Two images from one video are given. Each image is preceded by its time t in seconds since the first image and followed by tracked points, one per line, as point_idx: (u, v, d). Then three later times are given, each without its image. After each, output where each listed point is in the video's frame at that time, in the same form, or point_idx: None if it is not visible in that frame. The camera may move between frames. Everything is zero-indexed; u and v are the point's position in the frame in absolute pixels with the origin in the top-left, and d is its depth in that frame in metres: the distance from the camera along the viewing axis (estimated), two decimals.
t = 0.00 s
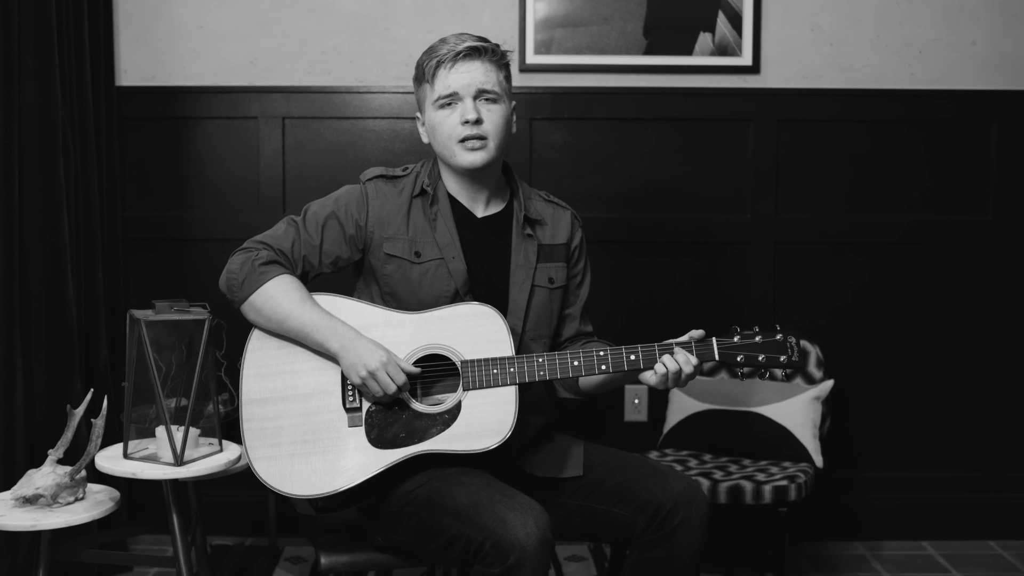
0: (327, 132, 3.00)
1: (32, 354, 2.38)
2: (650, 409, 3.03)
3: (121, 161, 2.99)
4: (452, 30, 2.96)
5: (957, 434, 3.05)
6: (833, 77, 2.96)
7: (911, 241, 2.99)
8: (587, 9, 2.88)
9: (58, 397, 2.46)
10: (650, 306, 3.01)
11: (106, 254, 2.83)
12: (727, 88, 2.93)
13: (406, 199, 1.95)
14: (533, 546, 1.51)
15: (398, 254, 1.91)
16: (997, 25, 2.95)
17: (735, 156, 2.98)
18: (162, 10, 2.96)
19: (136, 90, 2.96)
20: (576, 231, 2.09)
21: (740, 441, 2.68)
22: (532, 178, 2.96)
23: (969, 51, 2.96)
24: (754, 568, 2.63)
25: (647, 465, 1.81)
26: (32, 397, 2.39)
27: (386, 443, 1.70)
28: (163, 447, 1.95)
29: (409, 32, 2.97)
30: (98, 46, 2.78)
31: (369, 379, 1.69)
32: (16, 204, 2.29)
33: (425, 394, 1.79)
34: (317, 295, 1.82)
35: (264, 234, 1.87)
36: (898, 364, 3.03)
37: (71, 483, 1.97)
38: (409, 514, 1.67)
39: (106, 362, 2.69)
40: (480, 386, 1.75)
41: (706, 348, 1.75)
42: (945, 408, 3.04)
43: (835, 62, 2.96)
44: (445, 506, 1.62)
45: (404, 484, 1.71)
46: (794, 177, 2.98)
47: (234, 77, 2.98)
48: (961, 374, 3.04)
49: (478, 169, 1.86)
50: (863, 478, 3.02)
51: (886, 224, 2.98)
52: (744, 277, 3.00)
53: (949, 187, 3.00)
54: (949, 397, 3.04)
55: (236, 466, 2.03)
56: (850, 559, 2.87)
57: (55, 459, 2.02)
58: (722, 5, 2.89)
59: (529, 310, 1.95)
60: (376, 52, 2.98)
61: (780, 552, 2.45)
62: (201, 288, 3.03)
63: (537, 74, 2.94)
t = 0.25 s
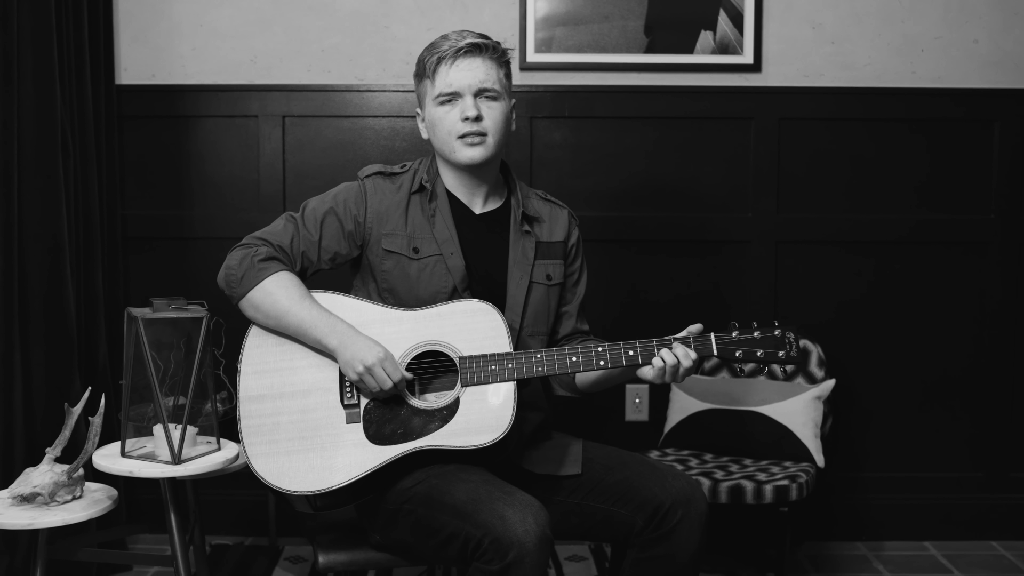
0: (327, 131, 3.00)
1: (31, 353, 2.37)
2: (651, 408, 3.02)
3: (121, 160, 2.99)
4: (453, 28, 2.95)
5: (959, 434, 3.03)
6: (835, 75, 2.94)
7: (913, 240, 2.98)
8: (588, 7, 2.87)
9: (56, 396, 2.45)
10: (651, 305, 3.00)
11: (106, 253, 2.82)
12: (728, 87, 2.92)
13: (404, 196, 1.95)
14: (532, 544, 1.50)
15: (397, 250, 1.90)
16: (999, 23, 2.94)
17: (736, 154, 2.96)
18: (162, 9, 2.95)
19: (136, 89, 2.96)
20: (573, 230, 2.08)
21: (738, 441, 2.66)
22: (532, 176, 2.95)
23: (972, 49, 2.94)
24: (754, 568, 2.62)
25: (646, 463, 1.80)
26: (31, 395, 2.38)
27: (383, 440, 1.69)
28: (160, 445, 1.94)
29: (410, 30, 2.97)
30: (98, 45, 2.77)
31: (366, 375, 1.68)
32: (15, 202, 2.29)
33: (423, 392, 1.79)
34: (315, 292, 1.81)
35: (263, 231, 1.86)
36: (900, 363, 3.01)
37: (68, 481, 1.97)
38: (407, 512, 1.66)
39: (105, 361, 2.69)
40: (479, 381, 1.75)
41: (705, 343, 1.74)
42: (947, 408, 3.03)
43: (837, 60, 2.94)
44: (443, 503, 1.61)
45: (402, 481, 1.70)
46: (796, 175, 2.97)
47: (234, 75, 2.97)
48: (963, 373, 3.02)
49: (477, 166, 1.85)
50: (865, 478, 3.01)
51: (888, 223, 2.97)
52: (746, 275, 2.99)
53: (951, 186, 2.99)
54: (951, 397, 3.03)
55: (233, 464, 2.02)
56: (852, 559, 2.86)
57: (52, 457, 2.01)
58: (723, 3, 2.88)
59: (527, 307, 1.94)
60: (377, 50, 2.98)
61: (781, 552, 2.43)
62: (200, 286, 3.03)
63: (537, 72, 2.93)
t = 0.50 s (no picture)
0: (329, 129, 2.99)
1: (31, 350, 2.37)
2: (654, 407, 3.01)
3: (122, 158, 2.98)
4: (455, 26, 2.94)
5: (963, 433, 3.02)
6: (838, 73, 2.93)
7: (916, 238, 2.96)
8: (590, 5, 2.86)
9: (56, 394, 2.44)
10: (653, 303, 2.98)
11: (107, 251, 2.81)
12: (731, 84, 2.91)
13: (405, 192, 1.94)
14: (534, 541, 1.49)
15: (398, 246, 1.89)
16: (1003, 21, 2.92)
17: (738, 152, 2.95)
18: (163, 6, 2.95)
19: (138, 87, 2.95)
20: (574, 227, 2.07)
21: (738, 440, 2.66)
22: (534, 174, 2.94)
23: (975, 47, 2.93)
24: (758, 567, 2.61)
25: (648, 462, 1.79)
26: (31, 393, 2.37)
27: (384, 436, 1.69)
28: (160, 443, 1.93)
29: (411, 28, 2.96)
30: (99, 43, 2.76)
31: (369, 369, 1.67)
32: (16, 200, 2.28)
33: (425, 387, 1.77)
34: (316, 288, 1.80)
35: (264, 227, 1.85)
36: (903, 362, 3.00)
37: (68, 479, 1.96)
38: (409, 509, 1.65)
39: (106, 359, 2.68)
40: (480, 376, 1.74)
41: (707, 337, 1.74)
42: (950, 407, 3.01)
43: (840, 58, 2.93)
44: (445, 500, 1.60)
45: (404, 479, 1.69)
46: (798, 173, 2.96)
47: (236, 73, 2.97)
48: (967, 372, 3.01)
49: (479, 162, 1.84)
50: (868, 477, 2.99)
51: (891, 221, 2.95)
52: (748, 274, 2.97)
53: (954, 184, 2.97)
54: (954, 396, 3.01)
55: (234, 462, 2.01)
56: (856, 558, 2.84)
57: (52, 455, 2.00)
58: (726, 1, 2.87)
59: (528, 304, 1.93)
60: (378, 48, 2.97)
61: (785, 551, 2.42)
62: (201, 285, 3.02)
63: (539, 70, 2.92)
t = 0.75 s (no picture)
0: (333, 128, 2.97)
1: (34, 350, 2.36)
2: (659, 408, 2.99)
3: (126, 157, 2.97)
4: (460, 25, 2.93)
5: (970, 435, 3.00)
6: (844, 72, 2.91)
7: (923, 239, 2.94)
8: (596, 4, 2.85)
9: (58, 394, 2.43)
10: (659, 304, 2.97)
11: (110, 251, 2.80)
12: (737, 84, 2.89)
13: (411, 192, 1.92)
14: (540, 547, 1.48)
15: (404, 247, 1.88)
16: (1011, 20, 2.90)
17: (744, 152, 2.94)
18: (166, 5, 2.93)
19: (141, 86, 2.94)
20: (582, 229, 2.06)
21: (745, 442, 2.64)
22: (539, 174, 2.93)
23: (983, 46, 2.91)
24: (764, 570, 2.59)
25: (655, 464, 1.78)
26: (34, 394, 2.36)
27: (390, 440, 1.68)
28: (163, 445, 1.92)
29: (416, 27, 2.95)
30: (102, 42, 2.75)
31: (368, 378, 1.66)
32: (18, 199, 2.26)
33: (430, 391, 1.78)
34: (321, 291, 1.78)
35: (268, 228, 1.84)
36: (910, 363, 2.98)
37: (71, 481, 1.95)
38: (414, 513, 1.64)
39: (109, 360, 2.67)
40: (486, 381, 1.73)
41: (716, 343, 1.72)
42: (957, 408, 2.99)
43: (846, 58, 2.91)
44: (450, 505, 1.59)
45: (409, 483, 1.68)
46: (804, 173, 2.94)
47: (239, 72, 2.96)
48: (975, 374, 2.99)
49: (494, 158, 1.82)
50: (874, 479, 2.98)
51: (898, 222, 2.94)
52: (754, 275, 2.96)
53: (961, 184, 2.95)
54: (961, 397, 2.99)
55: (238, 464, 2.00)
56: (862, 561, 2.83)
57: (55, 457, 1.99)
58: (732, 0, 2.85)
59: (533, 307, 1.92)
60: (383, 47, 2.96)
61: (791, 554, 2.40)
62: (205, 285, 3.01)
63: (544, 69, 2.90)
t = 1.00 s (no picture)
0: (338, 128, 2.97)
1: (39, 350, 2.35)
2: (665, 409, 2.98)
3: (130, 156, 2.96)
4: (465, 24, 2.92)
5: (978, 436, 2.98)
6: (851, 72, 2.90)
7: (930, 238, 2.93)
8: (602, 3, 2.84)
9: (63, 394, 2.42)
10: (665, 304, 2.96)
11: (114, 250, 2.79)
12: (743, 84, 2.88)
13: (420, 193, 1.92)
14: (549, 552, 1.47)
15: (411, 249, 1.87)
16: (1019, 20, 2.89)
17: (750, 152, 2.92)
18: (171, 4, 2.93)
19: (146, 85, 2.93)
20: (593, 228, 2.05)
21: (757, 442, 2.62)
22: (545, 174, 2.92)
23: (991, 46, 2.90)
24: (770, 570, 2.58)
25: (663, 464, 1.77)
26: (38, 393, 2.35)
27: (397, 443, 1.66)
28: (169, 445, 1.92)
29: (421, 26, 2.94)
30: (106, 41, 2.75)
31: (379, 378, 1.65)
32: (22, 199, 2.25)
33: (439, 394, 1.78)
34: (328, 291, 1.78)
35: (275, 228, 1.83)
36: (917, 364, 2.97)
37: (76, 481, 1.94)
38: (420, 516, 1.63)
39: (114, 359, 2.66)
40: (494, 384, 1.71)
41: (727, 347, 1.71)
42: (965, 409, 2.98)
43: (853, 57, 2.90)
44: (458, 508, 1.58)
45: (416, 485, 1.67)
46: (811, 173, 2.93)
47: (244, 71, 2.95)
48: (984, 375, 2.97)
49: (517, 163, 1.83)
50: (881, 480, 2.96)
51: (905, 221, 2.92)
52: (760, 275, 2.95)
53: (969, 184, 2.94)
54: (968, 398, 2.98)
55: (244, 464, 1.99)
56: (869, 562, 2.81)
57: (60, 456, 1.99)
58: None
59: (543, 309, 1.91)
60: (388, 46, 2.95)
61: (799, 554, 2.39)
62: (209, 284, 3.00)
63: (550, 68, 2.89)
